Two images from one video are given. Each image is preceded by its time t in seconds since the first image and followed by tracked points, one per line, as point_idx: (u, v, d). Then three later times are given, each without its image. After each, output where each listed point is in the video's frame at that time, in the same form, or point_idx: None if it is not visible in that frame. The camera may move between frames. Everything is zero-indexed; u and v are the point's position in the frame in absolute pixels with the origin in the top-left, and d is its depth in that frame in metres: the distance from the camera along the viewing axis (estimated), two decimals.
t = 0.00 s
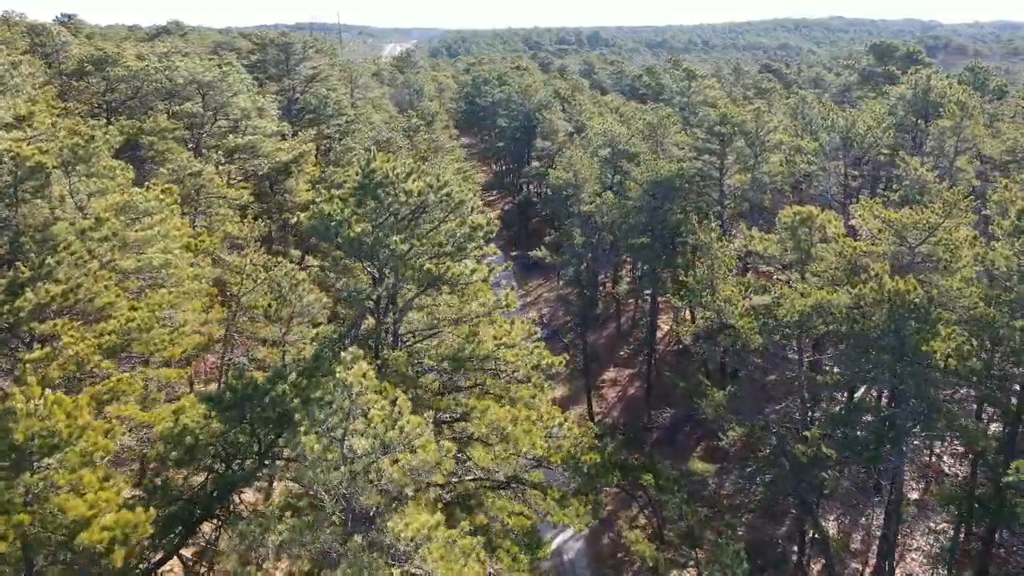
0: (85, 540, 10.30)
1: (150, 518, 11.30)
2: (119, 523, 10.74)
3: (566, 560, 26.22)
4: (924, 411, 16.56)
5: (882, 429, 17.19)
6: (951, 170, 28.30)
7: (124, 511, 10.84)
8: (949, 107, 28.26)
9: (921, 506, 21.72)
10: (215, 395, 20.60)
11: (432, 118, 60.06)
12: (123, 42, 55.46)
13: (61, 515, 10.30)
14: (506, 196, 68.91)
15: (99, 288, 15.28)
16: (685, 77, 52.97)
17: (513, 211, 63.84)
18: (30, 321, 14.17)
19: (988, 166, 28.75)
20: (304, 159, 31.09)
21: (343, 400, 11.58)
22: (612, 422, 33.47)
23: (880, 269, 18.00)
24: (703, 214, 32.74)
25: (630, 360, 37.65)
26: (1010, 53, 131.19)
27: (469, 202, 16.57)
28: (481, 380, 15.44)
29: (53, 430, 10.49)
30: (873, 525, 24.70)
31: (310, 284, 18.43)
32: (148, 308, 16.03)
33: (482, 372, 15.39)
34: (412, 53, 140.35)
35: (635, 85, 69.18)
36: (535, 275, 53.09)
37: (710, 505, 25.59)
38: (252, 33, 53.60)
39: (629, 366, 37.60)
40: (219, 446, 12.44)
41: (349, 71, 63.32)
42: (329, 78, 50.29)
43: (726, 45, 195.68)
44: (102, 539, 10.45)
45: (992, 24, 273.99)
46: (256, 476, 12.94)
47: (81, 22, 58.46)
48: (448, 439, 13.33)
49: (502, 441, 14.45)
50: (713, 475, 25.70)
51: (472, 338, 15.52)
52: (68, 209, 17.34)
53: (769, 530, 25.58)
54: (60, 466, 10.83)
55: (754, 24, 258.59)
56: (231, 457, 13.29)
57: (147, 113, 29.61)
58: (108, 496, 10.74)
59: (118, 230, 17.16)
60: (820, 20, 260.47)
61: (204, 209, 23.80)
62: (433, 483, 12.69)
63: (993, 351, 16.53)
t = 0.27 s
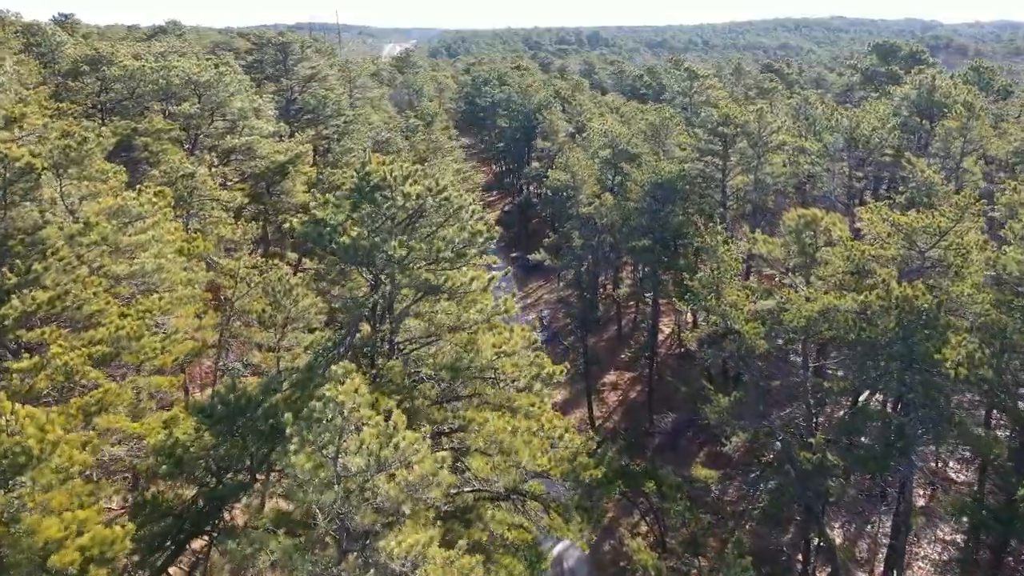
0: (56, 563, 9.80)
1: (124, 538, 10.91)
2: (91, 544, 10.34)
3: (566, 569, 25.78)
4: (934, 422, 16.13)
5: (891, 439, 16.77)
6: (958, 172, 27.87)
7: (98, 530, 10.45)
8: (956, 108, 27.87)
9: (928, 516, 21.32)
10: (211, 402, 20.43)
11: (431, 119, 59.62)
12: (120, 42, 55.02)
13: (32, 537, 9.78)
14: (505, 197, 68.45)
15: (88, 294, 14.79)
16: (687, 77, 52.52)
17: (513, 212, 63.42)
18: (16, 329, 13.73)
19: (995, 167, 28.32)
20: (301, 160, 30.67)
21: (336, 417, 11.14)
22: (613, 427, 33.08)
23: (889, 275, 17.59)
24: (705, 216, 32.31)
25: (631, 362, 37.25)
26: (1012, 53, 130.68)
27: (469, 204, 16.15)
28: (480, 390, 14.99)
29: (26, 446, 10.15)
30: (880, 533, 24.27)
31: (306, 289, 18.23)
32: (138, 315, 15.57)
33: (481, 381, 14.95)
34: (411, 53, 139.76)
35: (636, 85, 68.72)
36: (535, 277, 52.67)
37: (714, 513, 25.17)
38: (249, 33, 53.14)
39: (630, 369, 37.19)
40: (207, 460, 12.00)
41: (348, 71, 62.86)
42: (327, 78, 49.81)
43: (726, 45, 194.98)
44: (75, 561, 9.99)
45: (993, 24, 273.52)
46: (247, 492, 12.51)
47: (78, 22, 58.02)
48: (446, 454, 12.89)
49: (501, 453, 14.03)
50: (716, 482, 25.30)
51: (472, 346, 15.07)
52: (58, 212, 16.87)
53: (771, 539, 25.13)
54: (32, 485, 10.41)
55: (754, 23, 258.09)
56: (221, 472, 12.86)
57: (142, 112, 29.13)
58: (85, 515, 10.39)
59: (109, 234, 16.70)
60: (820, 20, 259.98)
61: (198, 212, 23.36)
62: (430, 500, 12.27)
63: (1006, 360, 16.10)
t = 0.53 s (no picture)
0: None
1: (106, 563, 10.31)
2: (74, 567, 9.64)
3: None
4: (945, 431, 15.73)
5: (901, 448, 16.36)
6: (965, 173, 27.46)
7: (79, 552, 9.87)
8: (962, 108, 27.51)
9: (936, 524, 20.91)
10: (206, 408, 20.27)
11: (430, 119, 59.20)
12: (117, 42, 54.59)
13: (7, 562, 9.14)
14: (505, 198, 68.06)
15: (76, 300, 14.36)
16: (688, 77, 52.12)
17: (513, 213, 63.00)
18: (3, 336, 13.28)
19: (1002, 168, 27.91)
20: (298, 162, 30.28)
21: (330, 431, 10.76)
22: (614, 432, 32.74)
23: (896, 280, 17.23)
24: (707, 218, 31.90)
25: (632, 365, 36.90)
26: (1014, 53, 130.29)
27: (467, 208, 15.78)
28: (479, 399, 14.61)
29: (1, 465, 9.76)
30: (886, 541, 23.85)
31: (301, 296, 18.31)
32: (128, 321, 15.14)
33: (480, 391, 14.56)
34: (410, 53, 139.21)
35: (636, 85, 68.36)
36: (535, 279, 52.29)
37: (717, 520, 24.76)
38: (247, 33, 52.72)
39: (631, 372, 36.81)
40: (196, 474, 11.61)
41: (347, 71, 62.47)
42: (325, 78, 49.37)
43: (726, 45, 194.39)
44: None
45: (993, 23, 273.16)
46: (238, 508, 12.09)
47: (75, 21, 57.56)
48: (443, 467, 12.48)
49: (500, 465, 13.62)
50: (720, 489, 24.89)
51: (469, 354, 14.70)
52: (46, 216, 16.49)
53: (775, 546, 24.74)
54: (5, 508, 9.87)
55: (755, 23, 257.69)
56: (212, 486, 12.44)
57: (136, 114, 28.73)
58: (62, 539, 9.79)
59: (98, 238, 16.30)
60: (820, 20, 259.62)
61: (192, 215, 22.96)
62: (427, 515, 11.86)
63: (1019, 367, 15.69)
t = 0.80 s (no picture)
0: None
1: None
2: None
3: None
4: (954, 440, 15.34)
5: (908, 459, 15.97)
6: (971, 174, 27.02)
7: None
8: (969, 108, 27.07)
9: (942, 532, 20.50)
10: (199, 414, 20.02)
11: (429, 119, 58.77)
12: (115, 41, 54.27)
13: None
14: (504, 198, 67.63)
15: (60, 306, 13.97)
16: (690, 76, 51.67)
17: (513, 213, 62.62)
18: None
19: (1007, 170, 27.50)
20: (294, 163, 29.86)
21: (318, 443, 10.38)
22: (614, 436, 32.36)
23: (902, 284, 16.83)
24: (709, 219, 31.46)
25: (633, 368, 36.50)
26: (1016, 52, 129.84)
27: (463, 211, 15.37)
28: (475, 407, 14.22)
29: None
30: (890, 548, 23.43)
31: (296, 298, 18.06)
32: (115, 328, 14.75)
33: (475, 399, 14.15)
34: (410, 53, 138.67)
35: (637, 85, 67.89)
36: (535, 280, 51.94)
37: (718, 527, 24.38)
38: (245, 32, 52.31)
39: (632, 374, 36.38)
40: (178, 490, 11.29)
41: (345, 71, 62.10)
42: (323, 78, 48.98)
43: (727, 45, 193.70)
44: None
45: (993, 23, 272.72)
46: (226, 521, 11.74)
47: (71, 21, 57.12)
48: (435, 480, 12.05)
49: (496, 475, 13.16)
50: (721, 495, 24.50)
51: (465, 362, 14.29)
52: (30, 218, 16.10)
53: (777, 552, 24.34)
54: None
55: (755, 23, 257.44)
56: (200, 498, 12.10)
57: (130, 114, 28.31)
58: (34, 566, 9.49)
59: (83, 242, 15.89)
60: (821, 20, 259.26)
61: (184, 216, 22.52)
62: (420, 531, 11.45)
63: None
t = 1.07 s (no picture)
0: None
1: None
2: None
3: None
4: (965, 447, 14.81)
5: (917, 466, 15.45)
6: (977, 174, 26.51)
7: None
8: (975, 107, 26.58)
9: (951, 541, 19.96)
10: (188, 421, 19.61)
11: (428, 119, 58.35)
12: (112, 42, 53.96)
13: None
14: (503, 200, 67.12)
15: (42, 312, 13.52)
16: (691, 76, 51.21)
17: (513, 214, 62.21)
18: None
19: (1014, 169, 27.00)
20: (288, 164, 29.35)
21: (300, 454, 9.87)
22: (614, 440, 31.85)
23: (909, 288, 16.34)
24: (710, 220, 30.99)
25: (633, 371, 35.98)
26: (1018, 52, 129.27)
27: (456, 215, 14.88)
28: (470, 415, 13.73)
29: None
30: (896, 557, 22.88)
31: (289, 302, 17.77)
32: (97, 334, 14.29)
33: (470, 407, 13.66)
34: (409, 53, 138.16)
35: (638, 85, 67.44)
36: (535, 281, 51.55)
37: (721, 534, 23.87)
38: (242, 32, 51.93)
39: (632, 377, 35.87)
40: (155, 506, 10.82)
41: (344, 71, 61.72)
42: (321, 78, 48.58)
43: (727, 45, 193.24)
44: None
45: (995, 23, 272.22)
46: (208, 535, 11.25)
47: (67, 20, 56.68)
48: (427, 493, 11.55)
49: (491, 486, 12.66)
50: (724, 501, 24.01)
51: (458, 370, 13.78)
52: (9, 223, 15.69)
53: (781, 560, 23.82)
54: None
55: (756, 23, 256.96)
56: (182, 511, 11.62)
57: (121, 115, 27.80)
58: None
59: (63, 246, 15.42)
60: (822, 20, 258.72)
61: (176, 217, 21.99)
62: (409, 545, 10.93)
63: None
